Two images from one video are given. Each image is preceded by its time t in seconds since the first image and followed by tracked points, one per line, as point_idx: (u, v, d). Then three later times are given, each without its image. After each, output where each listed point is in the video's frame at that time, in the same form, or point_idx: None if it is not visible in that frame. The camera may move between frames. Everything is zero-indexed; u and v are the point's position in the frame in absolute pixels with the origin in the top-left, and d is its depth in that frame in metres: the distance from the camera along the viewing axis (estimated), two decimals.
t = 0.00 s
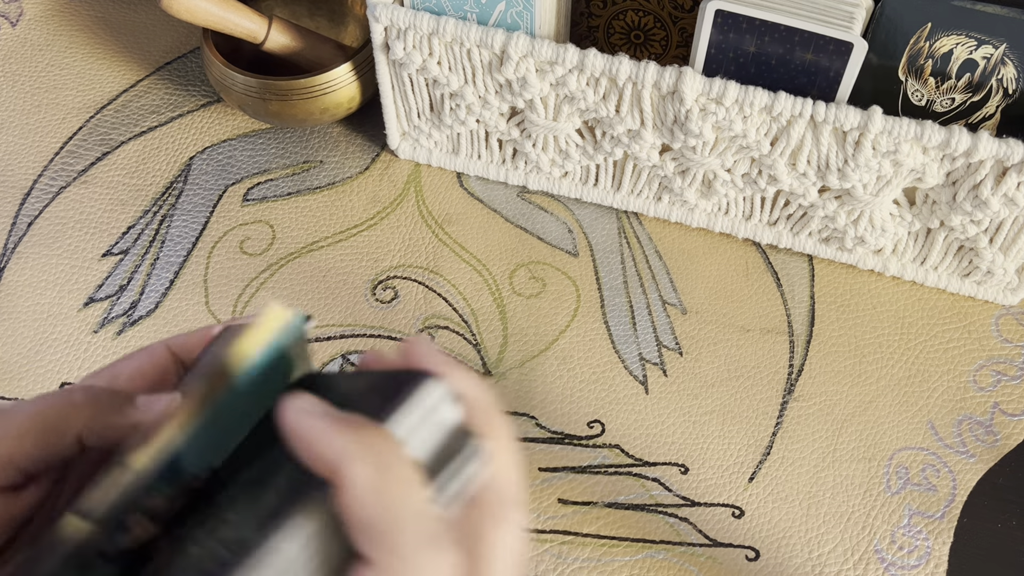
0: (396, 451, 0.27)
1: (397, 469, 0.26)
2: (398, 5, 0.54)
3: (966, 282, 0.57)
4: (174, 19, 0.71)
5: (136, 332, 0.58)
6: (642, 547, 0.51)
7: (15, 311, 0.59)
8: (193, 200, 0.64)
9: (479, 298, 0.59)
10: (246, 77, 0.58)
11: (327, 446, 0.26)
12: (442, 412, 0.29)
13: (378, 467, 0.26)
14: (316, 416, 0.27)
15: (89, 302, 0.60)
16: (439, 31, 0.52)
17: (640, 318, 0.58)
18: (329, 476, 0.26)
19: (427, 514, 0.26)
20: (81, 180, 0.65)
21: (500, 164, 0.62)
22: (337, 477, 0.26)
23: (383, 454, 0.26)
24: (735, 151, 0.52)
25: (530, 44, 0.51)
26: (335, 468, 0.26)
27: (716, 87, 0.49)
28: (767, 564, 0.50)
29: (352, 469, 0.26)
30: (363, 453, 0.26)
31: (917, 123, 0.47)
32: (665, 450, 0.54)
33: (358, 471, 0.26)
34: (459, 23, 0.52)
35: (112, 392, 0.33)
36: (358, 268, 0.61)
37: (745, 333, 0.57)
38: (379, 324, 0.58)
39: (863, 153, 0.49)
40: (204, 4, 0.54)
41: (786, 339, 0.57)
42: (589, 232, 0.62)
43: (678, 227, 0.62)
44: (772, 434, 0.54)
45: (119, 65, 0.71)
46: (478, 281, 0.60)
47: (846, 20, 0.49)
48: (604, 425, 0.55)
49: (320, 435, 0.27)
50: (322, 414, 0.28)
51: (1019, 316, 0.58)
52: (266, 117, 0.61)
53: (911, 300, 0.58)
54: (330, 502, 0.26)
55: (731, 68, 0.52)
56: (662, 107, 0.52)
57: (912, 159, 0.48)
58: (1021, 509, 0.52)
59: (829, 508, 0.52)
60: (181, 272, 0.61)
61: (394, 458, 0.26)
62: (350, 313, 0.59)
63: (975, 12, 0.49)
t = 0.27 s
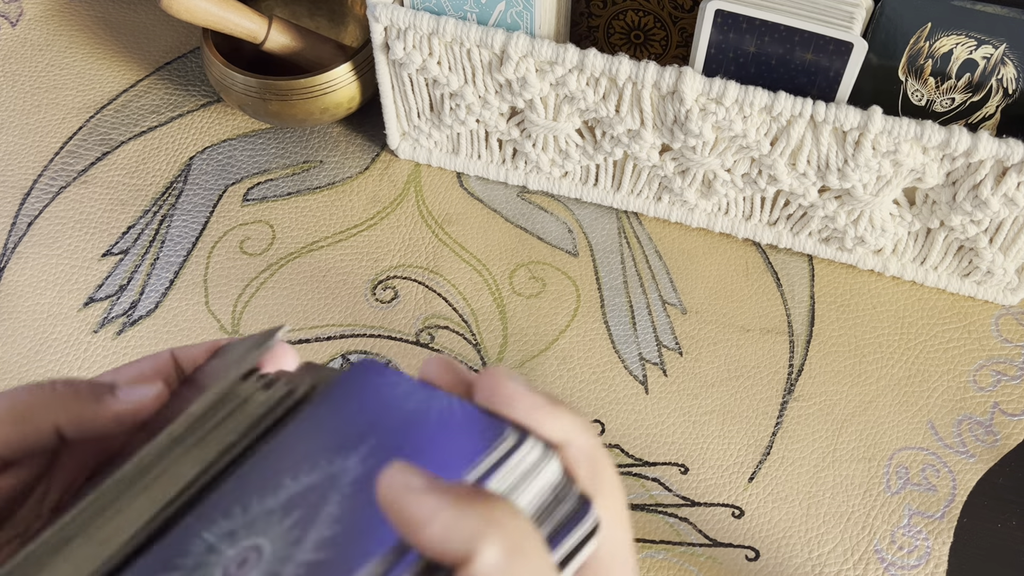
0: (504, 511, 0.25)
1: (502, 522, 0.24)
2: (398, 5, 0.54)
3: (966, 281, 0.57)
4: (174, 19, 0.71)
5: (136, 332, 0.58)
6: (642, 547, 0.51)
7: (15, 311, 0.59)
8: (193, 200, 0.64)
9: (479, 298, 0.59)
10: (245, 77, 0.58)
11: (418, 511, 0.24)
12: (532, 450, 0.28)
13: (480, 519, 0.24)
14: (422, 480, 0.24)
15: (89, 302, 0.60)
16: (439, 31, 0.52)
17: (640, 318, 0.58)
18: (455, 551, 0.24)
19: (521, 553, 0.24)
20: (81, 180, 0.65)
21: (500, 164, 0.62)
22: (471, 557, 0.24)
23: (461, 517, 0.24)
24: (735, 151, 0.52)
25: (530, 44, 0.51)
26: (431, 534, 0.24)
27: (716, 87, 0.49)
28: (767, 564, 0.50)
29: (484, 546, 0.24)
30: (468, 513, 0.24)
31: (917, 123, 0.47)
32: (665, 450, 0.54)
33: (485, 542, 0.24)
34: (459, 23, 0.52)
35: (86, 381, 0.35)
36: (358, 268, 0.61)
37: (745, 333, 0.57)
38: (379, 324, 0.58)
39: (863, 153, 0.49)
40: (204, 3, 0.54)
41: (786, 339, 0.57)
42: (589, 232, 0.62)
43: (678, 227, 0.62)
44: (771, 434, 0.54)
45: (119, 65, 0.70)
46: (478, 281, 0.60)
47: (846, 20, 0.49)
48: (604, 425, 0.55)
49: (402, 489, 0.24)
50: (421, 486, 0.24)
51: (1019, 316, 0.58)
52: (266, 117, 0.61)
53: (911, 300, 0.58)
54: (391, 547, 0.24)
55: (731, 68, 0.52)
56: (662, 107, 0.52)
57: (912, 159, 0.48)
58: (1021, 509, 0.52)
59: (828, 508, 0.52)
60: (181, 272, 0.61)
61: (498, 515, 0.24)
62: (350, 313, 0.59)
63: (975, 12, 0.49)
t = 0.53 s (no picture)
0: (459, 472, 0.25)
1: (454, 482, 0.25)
2: (398, 5, 0.54)
3: (966, 282, 0.57)
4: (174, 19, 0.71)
5: (136, 332, 0.58)
6: (642, 547, 0.51)
7: (15, 311, 0.59)
8: (193, 200, 0.64)
9: (479, 298, 0.59)
10: (245, 78, 0.58)
11: (397, 473, 0.25)
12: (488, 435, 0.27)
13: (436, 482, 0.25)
14: (378, 431, 0.27)
15: (89, 302, 0.60)
16: (439, 31, 0.52)
17: (640, 318, 0.58)
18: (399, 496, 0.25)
19: (476, 514, 0.25)
20: (81, 180, 0.65)
21: (500, 164, 0.62)
22: (414, 506, 0.25)
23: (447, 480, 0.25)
24: (735, 151, 0.52)
25: (530, 44, 0.51)
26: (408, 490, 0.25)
27: (716, 87, 0.49)
28: (767, 564, 0.50)
29: (436, 499, 0.25)
30: (440, 480, 0.25)
31: (917, 123, 0.47)
32: (665, 450, 0.54)
33: (434, 499, 0.25)
34: (459, 24, 0.52)
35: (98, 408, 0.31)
36: (358, 268, 0.61)
37: (745, 333, 0.57)
38: (378, 324, 0.58)
39: (863, 153, 0.49)
40: (204, 4, 0.54)
41: (786, 339, 0.57)
42: (589, 232, 0.62)
43: (678, 227, 0.62)
44: (772, 434, 0.54)
45: (119, 65, 0.70)
46: (478, 281, 0.60)
47: (846, 20, 0.49)
48: (604, 425, 0.55)
49: (370, 449, 0.26)
50: (382, 434, 0.27)
51: (1019, 316, 0.58)
52: (266, 117, 0.61)
53: (911, 300, 0.58)
54: (380, 522, 0.25)
55: (732, 68, 0.52)
56: (662, 107, 0.52)
57: (912, 160, 0.48)
58: (1021, 509, 0.52)
59: (828, 508, 0.52)
60: (181, 272, 0.61)
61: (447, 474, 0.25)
62: (350, 313, 0.59)
63: (976, 12, 0.49)
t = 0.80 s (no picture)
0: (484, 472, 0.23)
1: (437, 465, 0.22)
2: (398, 5, 0.54)
3: (966, 282, 0.57)
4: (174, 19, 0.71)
5: (136, 332, 0.58)
6: (642, 547, 0.51)
7: (15, 311, 0.59)
8: (193, 200, 0.64)
9: (479, 298, 0.59)
10: (246, 78, 0.58)
11: (452, 476, 0.22)
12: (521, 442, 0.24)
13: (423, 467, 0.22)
14: (431, 432, 0.23)
15: (89, 302, 0.60)
16: (439, 31, 0.52)
17: (640, 318, 0.58)
18: (443, 503, 0.22)
19: (522, 527, 0.22)
20: (81, 180, 0.65)
21: (500, 164, 0.62)
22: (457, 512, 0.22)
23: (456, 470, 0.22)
24: (735, 151, 0.52)
25: (530, 43, 0.51)
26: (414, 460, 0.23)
27: (716, 87, 0.49)
28: (767, 563, 0.50)
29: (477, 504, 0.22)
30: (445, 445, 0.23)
31: (917, 123, 0.47)
32: (665, 450, 0.54)
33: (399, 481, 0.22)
34: (459, 23, 0.52)
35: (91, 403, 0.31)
36: (358, 268, 0.61)
37: (745, 333, 0.57)
38: (378, 324, 0.58)
39: (863, 153, 0.49)
40: (204, 4, 0.54)
41: (786, 339, 0.57)
42: (589, 232, 0.62)
43: (678, 227, 0.62)
44: (772, 434, 0.54)
45: (119, 65, 0.70)
46: (478, 281, 0.60)
47: (846, 20, 0.49)
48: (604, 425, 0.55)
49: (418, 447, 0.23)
50: (435, 436, 0.23)
51: (1019, 316, 0.58)
52: (266, 117, 0.61)
53: (911, 300, 0.58)
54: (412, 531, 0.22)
55: (732, 68, 0.52)
56: (662, 107, 0.52)
57: (912, 160, 0.48)
58: (1021, 509, 0.52)
59: (829, 508, 0.52)
60: (181, 272, 0.61)
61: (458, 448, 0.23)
62: (350, 313, 0.59)
63: (975, 12, 0.49)
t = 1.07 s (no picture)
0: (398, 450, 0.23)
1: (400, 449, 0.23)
2: (398, 5, 0.54)
3: (966, 282, 0.57)
4: (174, 19, 0.71)
5: (136, 332, 0.58)
6: (642, 547, 0.51)
7: (15, 311, 0.59)
8: (193, 200, 0.64)
9: (479, 298, 0.59)
10: (246, 78, 0.58)
11: (434, 481, 0.22)
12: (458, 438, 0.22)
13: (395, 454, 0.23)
14: (427, 440, 0.23)
15: (89, 302, 0.60)
16: (439, 31, 0.52)
17: (640, 318, 0.58)
18: (441, 514, 0.22)
19: (515, 532, 0.22)
20: (81, 180, 0.65)
21: (500, 164, 0.62)
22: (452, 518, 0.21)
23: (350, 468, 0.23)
24: (735, 151, 0.52)
25: (530, 43, 0.51)
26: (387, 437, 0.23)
27: (716, 87, 0.49)
28: (767, 563, 0.50)
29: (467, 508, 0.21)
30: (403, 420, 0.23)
31: (917, 123, 0.47)
32: (665, 450, 0.54)
33: (464, 513, 0.21)
34: (459, 24, 0.52)
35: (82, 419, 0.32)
36: (358, 268, 0.61)
37: (745, 333, 0.57)
38: (378, 324, 0.58)
39: (863, 153, 0.49)
40: (204, 4, 0.54)
41: (786, 339, 0.57)
42: (589, 232, 0.62)
43: (678, 227, 0.62)
44: (771, 434, 0.54)
45: (119, 65, 0.70)
46: (478, 281, 0.60)
47: (846, 20, 0.49)
48: (604, 424, 0.55)
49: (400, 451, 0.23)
50: (431, 443, 0.23)
51: (1019, 316, 0.58)
52: (266, 117, 0.61)
53: (911, 300, 0.58)
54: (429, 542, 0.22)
55: (731, 68, 0.52)
56: (661, 107, 0.52)
57: (912, 159, 0.48)
58: (1021, 509, 0.52)
59: (829, 508, 0.52)
60: (181, 272, 0.61)
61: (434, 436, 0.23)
62: (350, 313, 0.59)
63: (975, 12, 0.49)
